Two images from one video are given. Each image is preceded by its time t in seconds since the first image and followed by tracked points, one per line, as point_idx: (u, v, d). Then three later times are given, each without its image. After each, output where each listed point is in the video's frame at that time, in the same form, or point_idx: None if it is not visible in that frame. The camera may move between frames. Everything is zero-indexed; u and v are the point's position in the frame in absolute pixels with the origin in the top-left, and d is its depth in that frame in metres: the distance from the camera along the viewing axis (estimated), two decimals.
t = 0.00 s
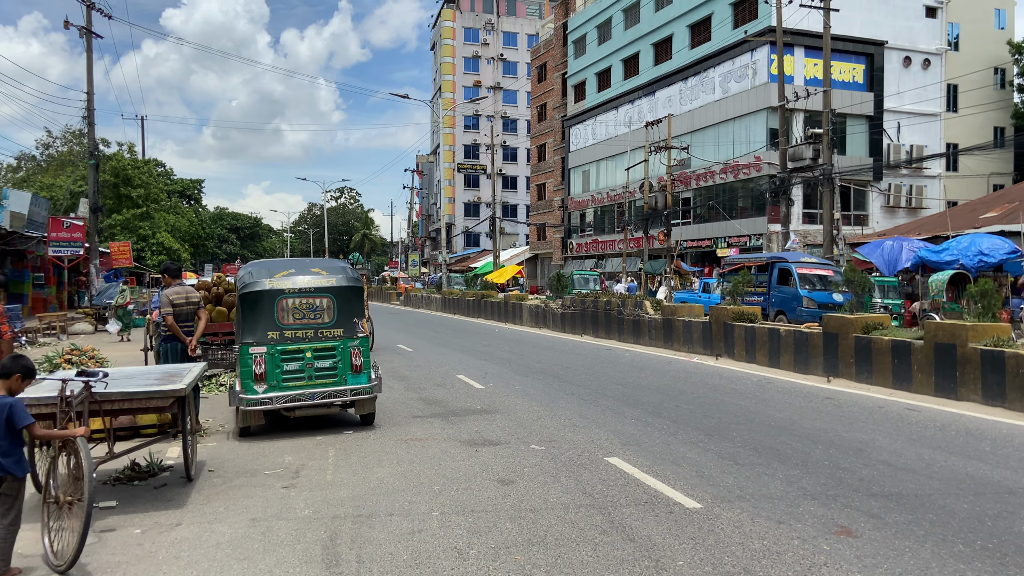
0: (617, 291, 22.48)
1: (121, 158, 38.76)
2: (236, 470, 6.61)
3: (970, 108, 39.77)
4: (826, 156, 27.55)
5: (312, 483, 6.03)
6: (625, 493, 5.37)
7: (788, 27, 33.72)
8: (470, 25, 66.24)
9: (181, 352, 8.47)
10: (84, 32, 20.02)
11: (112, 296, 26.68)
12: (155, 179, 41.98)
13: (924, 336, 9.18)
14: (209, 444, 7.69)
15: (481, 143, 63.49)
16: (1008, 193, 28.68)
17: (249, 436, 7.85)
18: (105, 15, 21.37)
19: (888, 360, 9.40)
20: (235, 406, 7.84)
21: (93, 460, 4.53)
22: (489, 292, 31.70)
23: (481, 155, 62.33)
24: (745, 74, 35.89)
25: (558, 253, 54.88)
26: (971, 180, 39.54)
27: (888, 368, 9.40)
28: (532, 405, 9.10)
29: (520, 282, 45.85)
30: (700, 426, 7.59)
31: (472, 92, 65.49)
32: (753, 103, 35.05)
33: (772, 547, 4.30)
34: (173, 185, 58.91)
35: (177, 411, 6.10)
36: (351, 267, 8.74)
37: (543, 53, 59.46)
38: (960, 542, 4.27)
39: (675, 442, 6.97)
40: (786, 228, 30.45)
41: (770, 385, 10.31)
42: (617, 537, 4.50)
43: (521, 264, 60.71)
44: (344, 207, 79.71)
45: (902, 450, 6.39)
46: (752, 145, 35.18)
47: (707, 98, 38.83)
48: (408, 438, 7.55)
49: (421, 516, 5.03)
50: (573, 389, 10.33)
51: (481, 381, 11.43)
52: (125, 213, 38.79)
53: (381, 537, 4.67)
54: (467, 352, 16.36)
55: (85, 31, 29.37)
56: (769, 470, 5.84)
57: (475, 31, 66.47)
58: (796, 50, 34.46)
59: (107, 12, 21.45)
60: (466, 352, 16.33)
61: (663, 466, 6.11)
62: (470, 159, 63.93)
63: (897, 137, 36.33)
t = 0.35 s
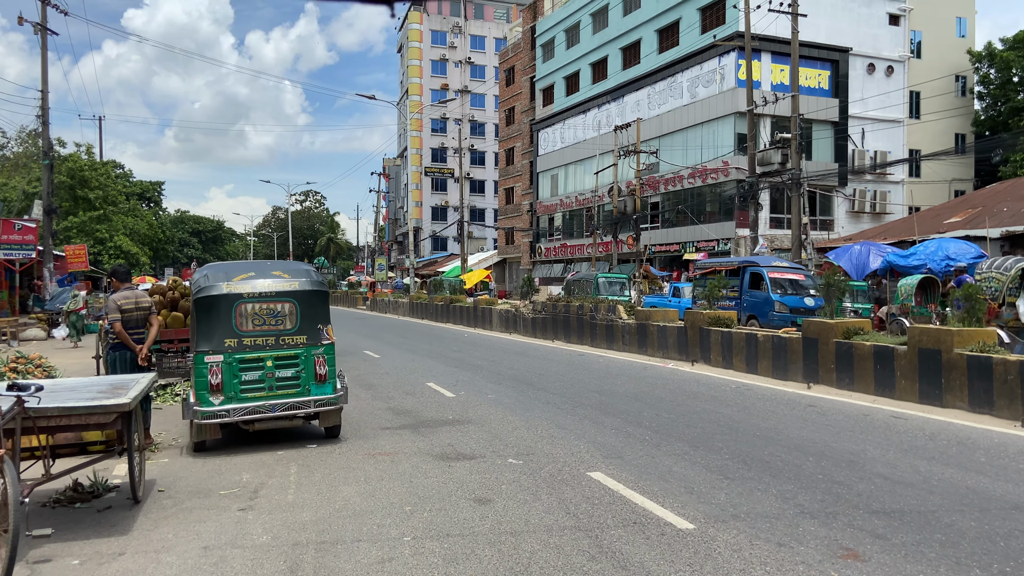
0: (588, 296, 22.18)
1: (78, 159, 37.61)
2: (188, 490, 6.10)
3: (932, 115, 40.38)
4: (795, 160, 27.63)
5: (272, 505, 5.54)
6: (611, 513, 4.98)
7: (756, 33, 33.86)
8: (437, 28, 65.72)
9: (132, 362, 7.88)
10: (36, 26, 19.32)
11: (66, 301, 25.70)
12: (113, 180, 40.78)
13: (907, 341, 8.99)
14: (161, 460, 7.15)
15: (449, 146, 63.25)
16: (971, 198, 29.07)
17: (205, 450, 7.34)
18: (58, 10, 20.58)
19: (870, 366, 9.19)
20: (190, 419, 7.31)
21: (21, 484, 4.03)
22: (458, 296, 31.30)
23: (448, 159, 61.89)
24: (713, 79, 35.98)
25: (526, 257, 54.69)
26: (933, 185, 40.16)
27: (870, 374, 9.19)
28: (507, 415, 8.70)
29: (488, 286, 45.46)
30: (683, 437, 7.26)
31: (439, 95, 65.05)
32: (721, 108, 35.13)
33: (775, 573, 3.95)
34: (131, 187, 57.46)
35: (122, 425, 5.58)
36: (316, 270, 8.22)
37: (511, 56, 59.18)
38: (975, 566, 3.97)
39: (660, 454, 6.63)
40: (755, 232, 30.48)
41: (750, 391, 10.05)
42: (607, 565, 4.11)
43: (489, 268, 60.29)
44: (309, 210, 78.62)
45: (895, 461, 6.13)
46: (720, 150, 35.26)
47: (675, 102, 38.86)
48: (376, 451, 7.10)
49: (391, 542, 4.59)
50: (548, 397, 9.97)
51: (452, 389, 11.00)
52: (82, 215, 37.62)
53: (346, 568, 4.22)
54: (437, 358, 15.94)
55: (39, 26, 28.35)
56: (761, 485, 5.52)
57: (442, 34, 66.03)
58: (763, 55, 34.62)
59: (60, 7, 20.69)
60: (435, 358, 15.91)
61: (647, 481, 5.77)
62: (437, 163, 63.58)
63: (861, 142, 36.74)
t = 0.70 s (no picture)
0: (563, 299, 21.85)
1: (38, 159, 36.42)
2: (138, 509, 5.61)
3: (901, 119, 40.81)
4: (768, 163, 27.58)
5: (230, 525, 5.08)
6: (599, 532, 4.61)
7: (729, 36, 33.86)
8: (409, 30, 65.22)
9: (79, 369, 7.34)
10: None
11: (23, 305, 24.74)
12: (75, 181, 39.58)
13: (894, 345, 8.74)
14: (110, 475, 6.63)
15: (420, 149, 62.72)
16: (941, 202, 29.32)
17: (159, 464, 6.84)
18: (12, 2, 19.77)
19: (856, 369, 8.94)
20: (142, 431, 6.79)
21: None
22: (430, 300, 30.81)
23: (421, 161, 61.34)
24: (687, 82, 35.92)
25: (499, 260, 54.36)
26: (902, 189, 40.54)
27: (856, 379, 8.94)
28: (483, 423, 8.29)
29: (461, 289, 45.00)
30: (669, 447, 6.91)
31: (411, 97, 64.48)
32: (694, 111, 35.10)
33: None
34: (95, 189, 56.02)
35: (63, 439, 5.08)
36: (281, 270, 7.75)
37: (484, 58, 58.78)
38: None
39: (646, 465, 6.26)
40: (729, 235, 30.41)
41: (733, 396, 9.75)
42: None
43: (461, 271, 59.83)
44: (279, 213, 77.49)
45: (893, 471, 5.83)
46: (693, 153, 35.23)
47: (649, 105, 38.76)
48: (344, 463, 6.65)
49: (361, 568, 4.17)
50: (525, 403, 9.57)
51: (424, 395, 10.55)
52: (42, 217, 36.43)
53: None
54: (409, 363, 15.47)
55: None
56: (758, 498, 5.18)
57: (414, 35, 65.45)
58: (736, 58, 34.63)
59: None
60: (407, 363, 15.43)
61: (635, 495, 5.41)
62: (409, 165, 62.99)
63: (832, 146, 36.96)
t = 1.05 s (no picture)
0: (544, 304, 21.44)
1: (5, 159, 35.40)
2: (87, 539, 5.11)
3: (878, 123, 41.01)
4: (749, 166, 27.38)
5: (188, 559, 4.60)
6: (596, 566, 4.20)
7: (709, 38, 33.71)
8: (386, 31, 64.60)
9: (29, 383, 6.79)
10: None
11: None
12: (43, 182, 38.57)
13: (891, 353, 8.45)
14: (61, 499, 6.11)
15: (398, 150, 62.20)
16: (919, 206, 29.37)
17: (116, 484, 6.33)
18: None
19: (852, 378, 8.64)
20: (97, 451, 6.26)
21: None
22: (407, 303, 30.35)
23: (398, 163, 60.74)
24: (666, 84, 35.75)
25: (478, 263, 53.95)
26: (880, 192, 40.69)
27: (852, 388, 8.64)
28: (466, 437, 7.85)
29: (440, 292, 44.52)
30: (664, 463, 6.52)
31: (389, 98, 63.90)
32: (674, 114, 34.92)
33: None
34: (64, 190, 54.84)
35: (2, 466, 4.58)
36: (249, 275, 7.26)
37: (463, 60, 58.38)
38: None
39: (643, 485, 5.87)
40: (710, 238, 30.20)
41: (725, 406, 9.42)
42: None
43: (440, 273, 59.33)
44: (254, 215, 76.44)
45: (904, 490, 5.49)
46: (673, 156, 35.05)
47: (628, 108, 38.54)
48: (317, 484, 6.18)
49: None
50: (509, 415, 9.16)
51: (403, 405, 10.11)
52: (9, 219, 35.41)
53: None
54: (387, 369, 14.99)
55: None
56: (766, 524, 4.80)
57: (391, 36, 64.84)
58: (716, 61, 34.51)
59: None
60: (385, 369, 14.96)
61: (634, 520, 5.00)
62: (387, 167, 62.41)
63: (811, 149, 36.97)
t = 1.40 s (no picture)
0: (534, 303, 21.06)
1: None
2: (55, 558, 4.68)
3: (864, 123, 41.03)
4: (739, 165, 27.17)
5: None
6: None
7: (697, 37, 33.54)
8: (370, 28, 63.96)
9: None
10: None
11: None
12: (19, 180, 37.67)
13: (903, 353, 8.16)
14: (29, 512, 5.66)
15: (382, 150, 61.69)
16: (907, 205, 29.32)
17: (89, 496, 5.88)
18: None
19: (861, 380, 8.35)
20: (68, 461, 5.81)
21: None
22: (393, 303, 29.89)
23: (382, 163, 60.14)
24: (653, 83, 35.54)
25: (463, 262, 53.51)
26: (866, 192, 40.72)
27: (861, 390, 8.35)
28: (460, 442, 7.46)
29: (425, 292, 44.07)
30: (674, 470, 6.18)
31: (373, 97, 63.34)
32: (662, 113, 34.70)
33: None
34: (41, 188, 53.76)
35: None
36: (233, 272, 6.84)
37: (448, 58, 57.95)
38: None
39: (654, 494, 5.52)
40: (699, 238, 29.95)
41: (727, 408, 9.10)
42: None
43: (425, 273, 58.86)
44: (235, 214, 75.50)
45: (932, 499, 5.18)
46: (661, 155, 34.84)
47: (616, 107, 38.29)
48: (306, 494, 5.78)
49: None
50: (504, 418, 8.80)
51: (394, 408, 9.70)
52: None
53: None
54: (374, 370, 14.58)
55: None
56: (795, 537, 4.45)
57: (375, 34, 64.29)
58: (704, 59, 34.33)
59: None
60: (372, 370, 14.54)
61: (649, 534, 4.65)
62: (371, 166, 61.88)
63: (798, 149, 36.87)
